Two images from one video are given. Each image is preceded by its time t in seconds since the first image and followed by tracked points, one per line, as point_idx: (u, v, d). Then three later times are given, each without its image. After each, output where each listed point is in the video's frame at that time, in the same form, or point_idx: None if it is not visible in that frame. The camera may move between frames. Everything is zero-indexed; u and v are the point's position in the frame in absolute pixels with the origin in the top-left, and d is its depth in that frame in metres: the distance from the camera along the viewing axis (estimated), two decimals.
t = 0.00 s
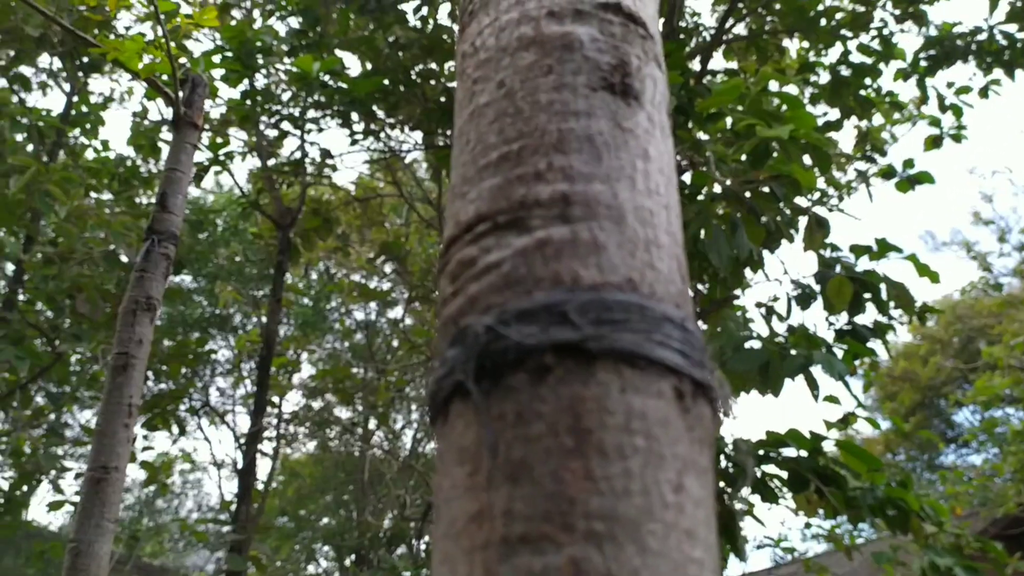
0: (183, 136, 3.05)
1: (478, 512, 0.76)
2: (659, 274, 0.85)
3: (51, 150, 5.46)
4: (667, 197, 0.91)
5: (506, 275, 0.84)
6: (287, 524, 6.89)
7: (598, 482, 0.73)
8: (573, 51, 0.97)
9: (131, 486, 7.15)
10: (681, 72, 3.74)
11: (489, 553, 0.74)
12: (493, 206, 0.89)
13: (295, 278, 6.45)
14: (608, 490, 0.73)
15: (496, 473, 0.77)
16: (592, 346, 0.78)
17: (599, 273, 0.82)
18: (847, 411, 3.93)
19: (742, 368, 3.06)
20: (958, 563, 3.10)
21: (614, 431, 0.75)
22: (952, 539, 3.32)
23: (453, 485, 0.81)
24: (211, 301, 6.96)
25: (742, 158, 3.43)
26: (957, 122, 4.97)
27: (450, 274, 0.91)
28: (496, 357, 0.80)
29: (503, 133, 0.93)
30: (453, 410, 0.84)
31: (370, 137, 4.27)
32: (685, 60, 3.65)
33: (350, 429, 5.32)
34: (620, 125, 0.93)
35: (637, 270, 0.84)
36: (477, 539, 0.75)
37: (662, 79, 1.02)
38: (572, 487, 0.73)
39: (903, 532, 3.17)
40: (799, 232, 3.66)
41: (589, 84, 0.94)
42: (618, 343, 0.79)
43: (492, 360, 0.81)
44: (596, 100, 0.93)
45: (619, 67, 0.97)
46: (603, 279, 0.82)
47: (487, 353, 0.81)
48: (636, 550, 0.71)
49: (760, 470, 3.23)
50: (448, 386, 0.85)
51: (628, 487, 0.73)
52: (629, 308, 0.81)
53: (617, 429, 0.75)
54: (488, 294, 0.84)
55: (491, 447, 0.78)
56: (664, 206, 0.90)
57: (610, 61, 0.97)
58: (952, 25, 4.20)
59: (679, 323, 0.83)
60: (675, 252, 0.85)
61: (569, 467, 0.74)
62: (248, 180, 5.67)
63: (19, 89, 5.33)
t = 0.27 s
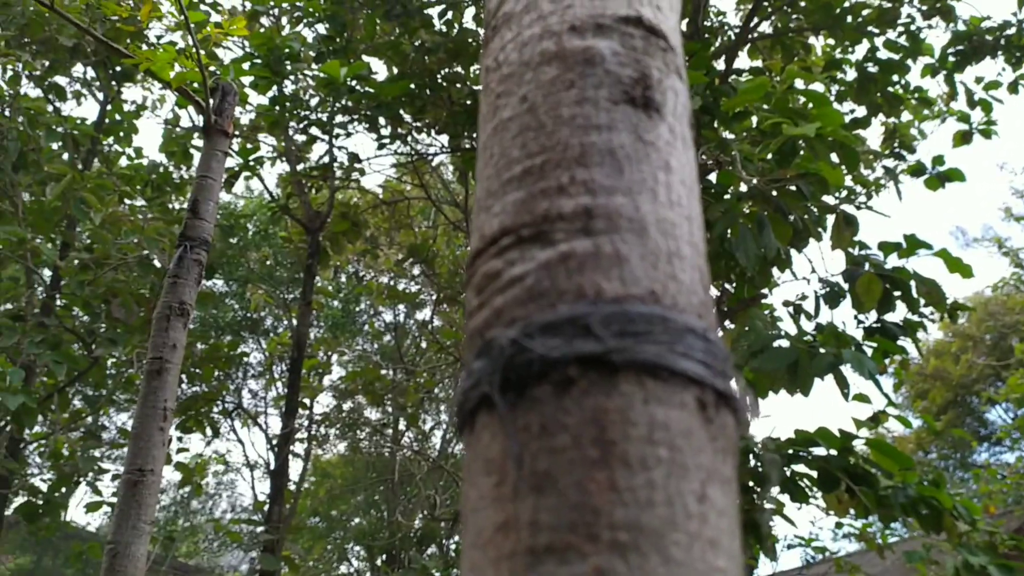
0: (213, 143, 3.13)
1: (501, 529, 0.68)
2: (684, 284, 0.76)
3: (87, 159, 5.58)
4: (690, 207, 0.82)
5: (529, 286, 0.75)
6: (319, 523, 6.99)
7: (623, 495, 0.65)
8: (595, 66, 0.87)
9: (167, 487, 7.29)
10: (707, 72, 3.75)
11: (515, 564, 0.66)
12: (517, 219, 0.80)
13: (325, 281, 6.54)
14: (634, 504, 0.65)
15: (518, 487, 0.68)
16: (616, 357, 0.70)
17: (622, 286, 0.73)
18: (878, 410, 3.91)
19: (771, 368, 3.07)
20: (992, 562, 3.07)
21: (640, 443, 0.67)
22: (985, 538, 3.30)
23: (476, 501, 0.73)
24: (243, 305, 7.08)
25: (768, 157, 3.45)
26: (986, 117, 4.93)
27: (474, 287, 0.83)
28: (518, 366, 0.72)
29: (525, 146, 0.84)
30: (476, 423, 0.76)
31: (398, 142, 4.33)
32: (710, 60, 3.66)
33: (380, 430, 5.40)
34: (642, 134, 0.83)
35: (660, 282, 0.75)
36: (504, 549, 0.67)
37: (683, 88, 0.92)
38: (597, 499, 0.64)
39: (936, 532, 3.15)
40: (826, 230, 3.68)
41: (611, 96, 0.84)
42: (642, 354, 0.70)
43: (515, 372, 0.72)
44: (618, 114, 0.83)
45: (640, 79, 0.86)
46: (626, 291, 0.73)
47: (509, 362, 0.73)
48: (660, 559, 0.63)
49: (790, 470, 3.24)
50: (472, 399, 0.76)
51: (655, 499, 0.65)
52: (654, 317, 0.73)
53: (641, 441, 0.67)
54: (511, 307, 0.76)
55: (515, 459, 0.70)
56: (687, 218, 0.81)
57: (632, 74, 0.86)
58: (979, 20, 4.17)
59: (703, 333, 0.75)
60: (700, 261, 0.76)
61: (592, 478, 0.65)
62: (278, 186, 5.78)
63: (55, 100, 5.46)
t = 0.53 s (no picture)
0: (240, 145, 3.16)
1: (529, 525, 0.68)
2: (710, 282, 0.76)
3: (117, 162, 5.65)
4: (715, 205, 0.82)
5: (554, 283, 0.75)
6: (349, 522, 7.03)
7: (649, 492, 0.65)
8: (618, 63, 0.86)
9: (199, 486, 7.36)
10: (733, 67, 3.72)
11: (542, 562, 0.65)
12: (542, 219, 0.80)
13: (353, 282, 6.58)
14: (659, 500, 0.64)
15: (545, 482, 0.68)
16: (641, 355, 0.70)
17: (647, 282, 0.73)
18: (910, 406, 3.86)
19: (801, 365, 3.05)
20: None
21: (666, 440, 0.67)
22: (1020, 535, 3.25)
23: (504, 496, 0.73)
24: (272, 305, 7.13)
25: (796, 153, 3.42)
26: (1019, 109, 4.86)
27: (498, 285, 0.83)
28: (544, 364, 0.72)
29: (550, 145, 0.84)
30: (503, 420, 0.76)
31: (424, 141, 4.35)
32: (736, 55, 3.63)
33: (409, 429, 5.42)
34: (666, 133, 0.82)
35: (685, 278, 0.75)
36: (530, 548, 0.67)
37: (708, 87, 0.91)
38: (622, 495, 0.64)
39: (970, 529, 3.11)
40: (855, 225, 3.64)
41: (635, 95, 0.84)
42: (667, 351, 0.70)
43: (542, 371, 0.72)
44: (642, 110, 0.82)
45: (664, 76, 0.86)
46: (651, 289, 0.73)
47: (535, 361, 0.73)
48: (686, 556, 0.63)
49: (820, 467, 3.21)
50: (498, 397, 0.76)
51: (680, 498, 0.65)
52: (678, 314, 0.72)
53: (667, 438, 0.67)
54: (537, 303, 0.76)
55: (542, 455, 0.70)
56: (712, 215, 0.80)
57: (656, 72, 0.86)
58: (1011, 11, 4.11)
59: (728, 330, 0.75)
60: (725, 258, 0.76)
61: (618, 475, 0.65)
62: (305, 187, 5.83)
63: (86, 105, 5.53)
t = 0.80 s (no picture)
0: (267, 145, 3.18)
1: (558, 521, 0.68)
2: (740, 275, 0.75)
3: (147, 164, 5.71)
4: (744, 197, 0.81)
5: (582, 278, 0.75)
6: (377, 520, 7.06)
7: (680, 487, 0.64)
8: (644, 53, 0.86)
9: (229, 485, 7.43)
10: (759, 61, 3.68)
11: (572, 558, 0.65)
12: (569, 212, 0.79)
13: (379, 281, 6.61)
14: (690, 495, 0.64)
15: (574, 477, 0.68)
16: (671, 349, 0.69)
17: (676, 276, 0.73)
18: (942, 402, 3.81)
19: (830, 361, 3.02)
20: None
21: (697, 435, 0.66)
22: None
23: (533, 492, 0.72)
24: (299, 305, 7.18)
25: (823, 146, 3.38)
26: None
27: (525, 280, 0.82)
28: (573, 359, 0.72)
29: (576, 138, 0.83)
30: (532, 415, 0.76)
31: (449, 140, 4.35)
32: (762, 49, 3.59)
33: (436, 427, 5.44)
34: (695, 125, 0.81)
35: (715, 272, 0.74)
36: (560, 544, 0.67)
37: (736, 78, 0.90)
38: (653, 490, 0.64)
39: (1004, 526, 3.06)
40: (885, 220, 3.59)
41: (662, 86, 0.83)
42: (697, 345, 0.70)
43: (571, 366, 0.72)
44: (669, 102, 0.82)
45: (692, 68, 0.85)
46: (681, 282, 0.73)
47: (563, 356, 0.72)
48: (718, 552, 0.63)
49: (851, 464, 3.17)
50: (527, 392, 0.76)
51: (711, 492, 0.64)
52: (708, 308, 0.72)
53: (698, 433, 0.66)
54: (565, 297, 0.75)
55: (571, 451, 0.69)
56: (741, 207, 0.80)
57: (683, 63, 0.85)
58: None
59: (759, 324, 0.74)
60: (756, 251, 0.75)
61: (649, 470, 0.65)
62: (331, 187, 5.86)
63: (115, 108, 5.60)
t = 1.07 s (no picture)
0: (292, 144, 3.21)
1: (579, 515, 0.69)
2: (759, 267, 0.76)
3: (174, 164, 5.78)
4: (764, 190, 0.82)
5: (602, 273, 0.76)
6: (404, 515, 7.11)
7: (700, 481, 0.65)
8: (662, 47, 0.86)
9: (258, 480, 7.51)
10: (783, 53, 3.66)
11: (593, 552, 0.66)
12: (588, 207, 0.80)
13: (405, 277, 6.64)
14: (710, 489, 0.65)
15: (595, 471, 0.69)
16: (691, 344, 0.70)
17: (695, 270, 0.74)
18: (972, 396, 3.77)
19: (858, 355, 3.00)
20: None
21: (716, 429, 0.67)
22: None
23: (554, 486, 0.74)
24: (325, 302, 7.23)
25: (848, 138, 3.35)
26: None
27: (545, 275, 0.84)
28: (592, 354, 0.73)
29: (595, 133, 0.84)
30: (552, 410, 0.77)
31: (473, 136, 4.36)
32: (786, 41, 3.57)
33: (462, 423, 5.47)
34: (714, 117, 0.82)
35: (735, 265, 0.75)
36: (580, 537, 0.68)
37: (756, 70, 0.91)
38: (672, 484, 0.65)
39: None
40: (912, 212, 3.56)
41: (681, 79, 0.84)
42: (717, 339, 0.71)
43: (590, 361, 0.73)
44: (688, 95, 0.83)
45: (710, 60, 0.86)
46: (700, 276, 0.73)
47: (583, 352, 0.74)
48: (739, 546, 0.64)
49: (879, 459, 3.16)
50: (547, 387, 0.77)
51: (731, 486, 0.65)
52: (728, 302, 0.73)
53: (717, 427, 0.67)
54: (584, 292, 0.77)
55: (591, 445, 0.71)
56: (761, 200, 0.81)
57: (702, 56, 0.86)
58: None
59: (779, 317, 0.75)
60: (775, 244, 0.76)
61: (668, 465, 0.66)
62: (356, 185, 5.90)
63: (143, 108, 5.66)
